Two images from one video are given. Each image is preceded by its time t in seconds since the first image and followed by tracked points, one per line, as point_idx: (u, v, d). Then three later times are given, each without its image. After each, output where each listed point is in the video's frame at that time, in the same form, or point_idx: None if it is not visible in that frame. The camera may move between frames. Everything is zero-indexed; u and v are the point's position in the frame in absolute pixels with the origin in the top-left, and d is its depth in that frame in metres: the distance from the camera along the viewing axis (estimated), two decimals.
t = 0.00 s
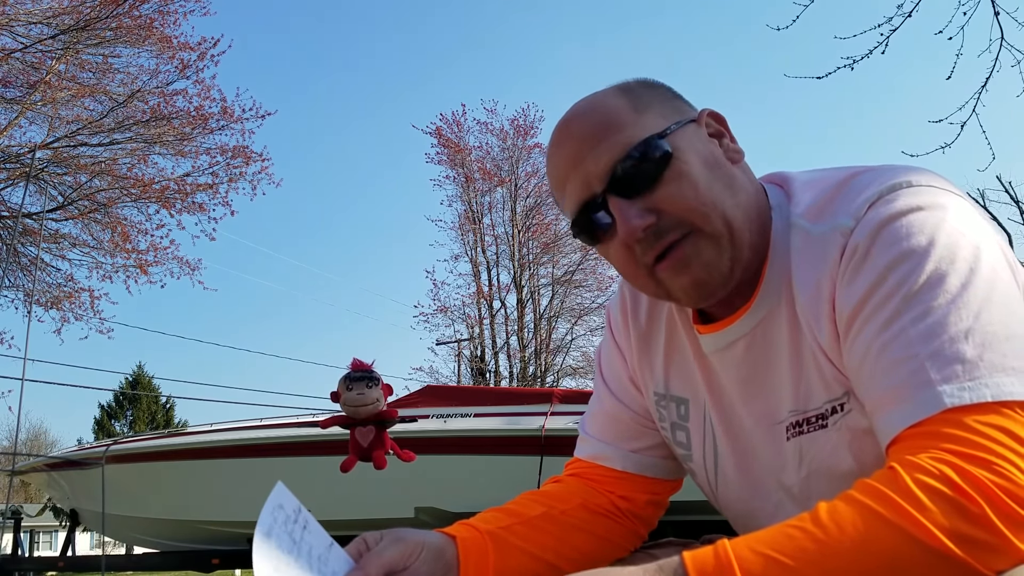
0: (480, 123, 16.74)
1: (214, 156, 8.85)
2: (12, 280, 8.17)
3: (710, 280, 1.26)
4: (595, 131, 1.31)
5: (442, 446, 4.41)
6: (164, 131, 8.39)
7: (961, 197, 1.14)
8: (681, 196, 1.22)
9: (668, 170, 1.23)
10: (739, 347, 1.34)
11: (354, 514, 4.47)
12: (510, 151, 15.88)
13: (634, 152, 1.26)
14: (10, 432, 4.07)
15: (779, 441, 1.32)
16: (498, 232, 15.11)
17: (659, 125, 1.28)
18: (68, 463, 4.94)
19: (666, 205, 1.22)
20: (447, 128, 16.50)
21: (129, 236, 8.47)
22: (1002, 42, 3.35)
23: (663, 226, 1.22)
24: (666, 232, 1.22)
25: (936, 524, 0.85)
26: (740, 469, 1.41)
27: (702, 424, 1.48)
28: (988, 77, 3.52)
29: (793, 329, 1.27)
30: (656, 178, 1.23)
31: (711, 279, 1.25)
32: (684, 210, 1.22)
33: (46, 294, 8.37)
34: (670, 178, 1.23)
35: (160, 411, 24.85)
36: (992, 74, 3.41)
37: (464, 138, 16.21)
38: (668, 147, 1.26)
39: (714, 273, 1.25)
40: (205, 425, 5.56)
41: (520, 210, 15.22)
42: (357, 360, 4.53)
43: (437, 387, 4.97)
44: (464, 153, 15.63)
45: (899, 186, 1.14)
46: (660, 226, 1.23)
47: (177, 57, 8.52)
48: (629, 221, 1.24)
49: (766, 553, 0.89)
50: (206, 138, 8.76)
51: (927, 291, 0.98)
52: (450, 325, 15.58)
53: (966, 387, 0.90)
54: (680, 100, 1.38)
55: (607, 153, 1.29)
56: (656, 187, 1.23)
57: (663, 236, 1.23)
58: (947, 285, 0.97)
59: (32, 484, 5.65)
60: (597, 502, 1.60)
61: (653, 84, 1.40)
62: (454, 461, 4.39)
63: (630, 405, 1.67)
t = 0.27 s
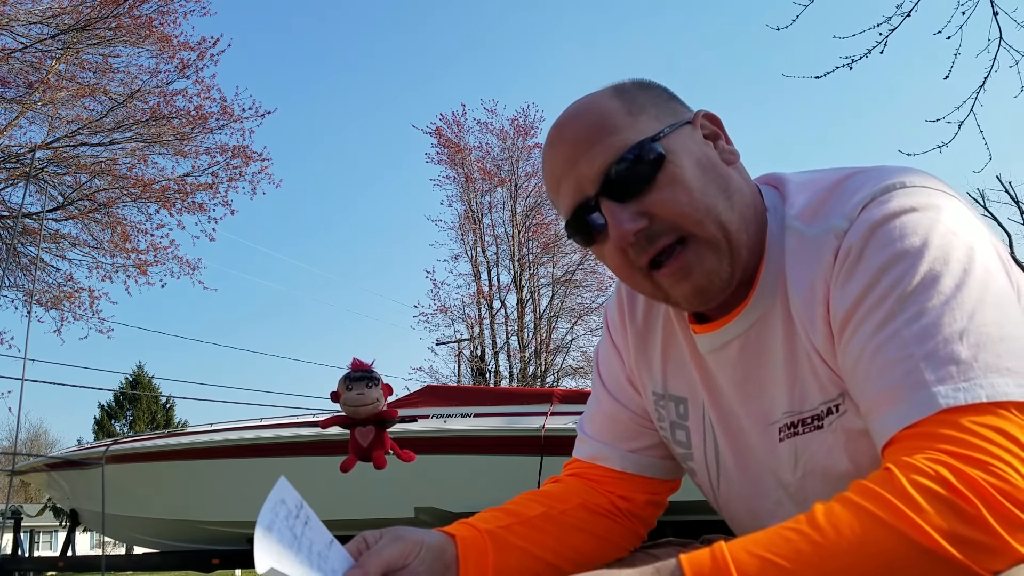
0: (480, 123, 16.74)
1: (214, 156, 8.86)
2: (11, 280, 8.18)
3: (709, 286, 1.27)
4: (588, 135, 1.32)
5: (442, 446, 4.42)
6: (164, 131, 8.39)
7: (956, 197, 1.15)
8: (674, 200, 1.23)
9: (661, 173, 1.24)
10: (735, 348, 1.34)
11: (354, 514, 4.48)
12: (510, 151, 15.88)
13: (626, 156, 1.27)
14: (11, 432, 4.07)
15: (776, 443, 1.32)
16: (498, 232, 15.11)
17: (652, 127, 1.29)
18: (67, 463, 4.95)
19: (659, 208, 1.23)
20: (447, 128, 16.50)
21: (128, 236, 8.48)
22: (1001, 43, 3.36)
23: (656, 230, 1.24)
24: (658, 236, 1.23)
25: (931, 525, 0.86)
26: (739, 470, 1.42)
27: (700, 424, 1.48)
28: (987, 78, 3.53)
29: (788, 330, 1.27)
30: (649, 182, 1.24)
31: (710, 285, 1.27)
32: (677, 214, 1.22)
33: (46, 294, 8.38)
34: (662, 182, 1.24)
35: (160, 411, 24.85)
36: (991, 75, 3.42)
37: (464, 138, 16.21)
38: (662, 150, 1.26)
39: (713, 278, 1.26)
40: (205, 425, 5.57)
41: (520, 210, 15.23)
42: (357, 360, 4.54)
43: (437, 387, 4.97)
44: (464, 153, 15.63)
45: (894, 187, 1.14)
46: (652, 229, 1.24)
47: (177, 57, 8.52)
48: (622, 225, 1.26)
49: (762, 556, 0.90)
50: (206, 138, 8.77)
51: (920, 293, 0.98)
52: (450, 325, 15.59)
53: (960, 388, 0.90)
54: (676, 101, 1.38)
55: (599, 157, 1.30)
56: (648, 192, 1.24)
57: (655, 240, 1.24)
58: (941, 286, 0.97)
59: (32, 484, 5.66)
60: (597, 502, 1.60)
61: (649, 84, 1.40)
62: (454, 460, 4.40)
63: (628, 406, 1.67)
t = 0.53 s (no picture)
0: (480, 123, 16.74)
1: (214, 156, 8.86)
2: (11, 280, 8.18)
3: (675, 306, 1.30)
4: (579, 148, 1.28)
5: (442, 446, 4.42)
6: (164, 131, 8.39)
7: (956, 199, 1.15)
8: (650, 229, 1.24)
9: (643, 202, 1.23)
10: (731, 351, 1.35)
11: (354, 514, 4.48)
12: (510, 151, 15.89)
13: (611, 178, 1.25)
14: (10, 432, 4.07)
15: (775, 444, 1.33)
16: (498, 232, 15.12)
17: (644, 146, 1.25)
18: (67, 463, 4.95)
19: (634, 236, 1.25)
20: (447, 128, 16.50)
21: (128, 235, 8.48)
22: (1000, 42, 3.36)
23: (631, 254, 1.26)
24: (634, 262, 1.26)
25: (930, 526, 0.86)
26: (738, 471, 1.42)
27: (700, 424, 1.48)
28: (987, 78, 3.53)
29: (786, 332, 1.27)
30: (628, 208, 1.24)
31: (676, 305, 1.30)
32: (651, 243, 1.24)
33: (46, 294, 8.38)
34: (642, 210, 1.23)
35: (160, 411, 24.85)
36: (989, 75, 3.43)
37: (464, 138, 16.21)
38: (648, 174, 1.23)
39: (678, 301, 1.29)
40: (204, 425, 5.57)
41: (520, 210, 15.23)
42: (357, 361, 4.54)
43: (437, 387, 4.97)
44: (464, 153, 15.63)
45: (893, 189, 1.15)
46: (628, 254, 1.26)
47: (177, 56, 8.53)
48: (600, 245, 1.27)
49: (761, 556, 0.90)
50: (206, 138, 8.77)
51: (919, 295, 0.99)
52: (450, 325, 15.59)
53: (959, 388, 0.91)
54: (680, 104, 1.31)
55: (587, 174, 1.27)
56: (627, 217, 1.24)
57: (631, 264, 1.26)
58: (939, 287, 0.98)
59: (32, 484, 5.66)
60: (597, 502, 1.61)
61: (654, 82, 1.33)
62: (454, 461, 4.40)
63: (628, 406, 1.68)
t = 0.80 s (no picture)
0: (480, 123, 16.73)
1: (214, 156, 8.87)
2: (11, 280, 8.17)
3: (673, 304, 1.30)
4: (584, 142, 1.28)
5: (442, 446, 4.42)
6: (164, 131, 8.39)
7: (957, 198, 1.15)
8: (652, 226, 1.23)
9: (644, 198, 1.23)
10: (732, 351, 1.34)
11: (354, 514, 4.48)
12: (510, 151, 15.89)
13: (614, 173, 1.25)
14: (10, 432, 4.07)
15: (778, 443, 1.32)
16: (498, 232, 15.11)
17: (649, 143, 1.25)
18: (67, 463, 4.94)
19: (635, 232, 1.24)
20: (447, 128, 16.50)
21: (128, 236, 8.48)
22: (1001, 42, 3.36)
23: (632, 250, 1.25)
24: (634, 258, 1.26)
25: (932, 525, 0.86)
26: (740, 470, 1.42)
27: (702, 424, 1.48)
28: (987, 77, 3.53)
29: (788, 332, 1.27)
30: (629, 203, 1.24)
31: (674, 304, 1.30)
32: (652, 239, 1.24)
33: (46, 294, 8.38)
34: (644, 206, 1.23)
35: (160, 411, 24.84)
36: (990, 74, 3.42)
37: (464, 138, 16.21)
38: (652, 171, 1.23)
39: (677, 300, 1.29)
40: (204, 425, 5.56)
41: (520, 210, 15.23)
42: (357, 361, 4.53)
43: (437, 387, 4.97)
44: (464, 153, 15.63)
45: (895, 188, 1.14)
46: (629, 249, 1.25)
47: (177, 57, 8.53)
48: (601, 240, 1.27)
49: (763, 556, 0.89)
50: (206, 138, 8.77)
51: (921, 294, 0.98)
52: (450, 325, 15.58)
53: (961, 388, 0.90)
54: (688, 102, 1.31)
55: (591, 169, 1.27)
56: (628, 213, 1.24)
57: (632, 260, 1.26)
58: (941, 287, 0.97)
59: (32, 484, 5.65)
60: (597, 502, 1.60)
61: (663, 79, 1.32)
62: (454, 460, 4.40)
63: (629, 405, 1.67)
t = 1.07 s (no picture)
0: (480, 123, 16.73)
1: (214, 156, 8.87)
2: (11, 280, 8.18)
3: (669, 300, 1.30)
4: (592, 135, 1.28)
5: (442, 446, 4.42)
6: (164, 131, 8.39)
7: (957, 199, 1.15)
8: (654, 221, 1.23)
9: (647, 194, 1.23)
10: (732, 350, 1.35)
11: (354, 514, 4.48)
12: (510, 151, 15.89)
13: (620, 167, 1.25)
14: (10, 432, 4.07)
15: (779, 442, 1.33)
16: (498, 232, 15.11)
17: (656, 139, 1.25)
18: (67, 463, 4.95)
19: (636, 227, 1.24)
20: (447, 128, 16.49)
21: (128, 236, 8.48)
22: (1001, 42, 3.36)
23: (632, 245, 1.25)
24: (634, 252, 1.26)
25: (933, 525, 0.86)
26: (741, 469, 1.42)
27: (702, 424, 1.48)
28: (987, 76, 3.52)
29: (788, 333, 1.27)
30: (632, 198, 1.24)
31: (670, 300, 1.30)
32: (652, 236, 1.24)
33: (46, 294, 8.38)
34: (647, 201, 1.23)
35: (160, 412, 24.84)
36: (990, 74, 3.43)
37: (464, 138, 16.22)
38: (657, 167, 1.23)
39: (668, 295, 1.28)
40: (204, 425, 5.57)
41: (520, 210, 15.24)
42: (357, 361, 4.53)
43: (437, 387, 4.97)
44: (464, 153, 15.63)
45: (896, 189, 1.15)
46: (629, 244, 1.26)
47: (177, 57, 8.53)
48: (601, 233, 1.27)
49: (764, 555, 0.90)
50: (206, 138, 8.78)
51: (921, 294, 0.98)
52: (450, 325, 15.57)
53: (961, 389, 0.90)
54: (697, 100, 1.31)
55: (596, 162, 1.27)
56: (631, 207, 1.24)
57: (631, 255, 1.26)
58: (941, 287, 0.97)
59: (32, 484, 5.66)
60: (598, 503, 1.61)
61: (673, 76, 1.32)
62: (454, 461, 4.40)
63: (629, 405, 1.68)
